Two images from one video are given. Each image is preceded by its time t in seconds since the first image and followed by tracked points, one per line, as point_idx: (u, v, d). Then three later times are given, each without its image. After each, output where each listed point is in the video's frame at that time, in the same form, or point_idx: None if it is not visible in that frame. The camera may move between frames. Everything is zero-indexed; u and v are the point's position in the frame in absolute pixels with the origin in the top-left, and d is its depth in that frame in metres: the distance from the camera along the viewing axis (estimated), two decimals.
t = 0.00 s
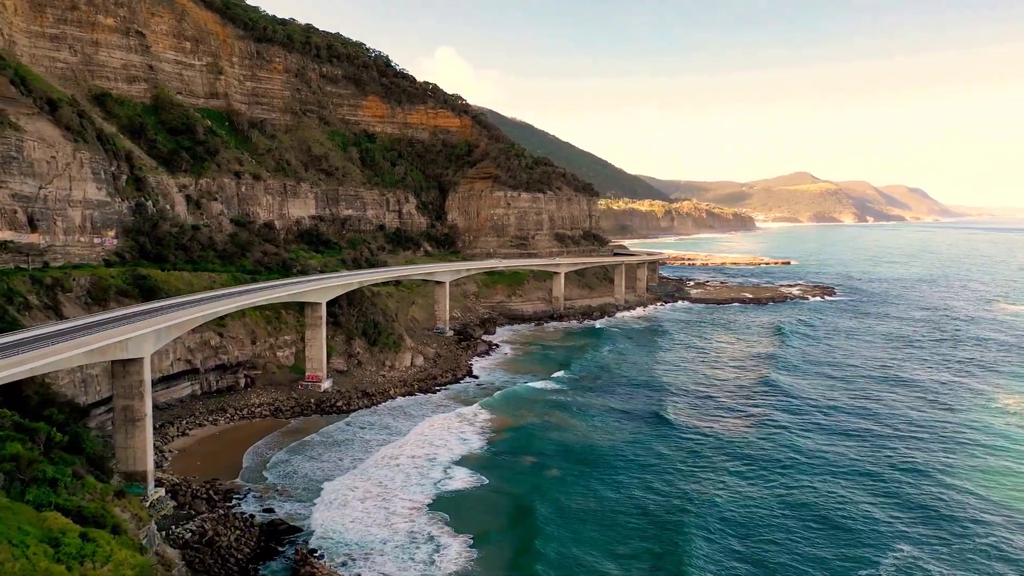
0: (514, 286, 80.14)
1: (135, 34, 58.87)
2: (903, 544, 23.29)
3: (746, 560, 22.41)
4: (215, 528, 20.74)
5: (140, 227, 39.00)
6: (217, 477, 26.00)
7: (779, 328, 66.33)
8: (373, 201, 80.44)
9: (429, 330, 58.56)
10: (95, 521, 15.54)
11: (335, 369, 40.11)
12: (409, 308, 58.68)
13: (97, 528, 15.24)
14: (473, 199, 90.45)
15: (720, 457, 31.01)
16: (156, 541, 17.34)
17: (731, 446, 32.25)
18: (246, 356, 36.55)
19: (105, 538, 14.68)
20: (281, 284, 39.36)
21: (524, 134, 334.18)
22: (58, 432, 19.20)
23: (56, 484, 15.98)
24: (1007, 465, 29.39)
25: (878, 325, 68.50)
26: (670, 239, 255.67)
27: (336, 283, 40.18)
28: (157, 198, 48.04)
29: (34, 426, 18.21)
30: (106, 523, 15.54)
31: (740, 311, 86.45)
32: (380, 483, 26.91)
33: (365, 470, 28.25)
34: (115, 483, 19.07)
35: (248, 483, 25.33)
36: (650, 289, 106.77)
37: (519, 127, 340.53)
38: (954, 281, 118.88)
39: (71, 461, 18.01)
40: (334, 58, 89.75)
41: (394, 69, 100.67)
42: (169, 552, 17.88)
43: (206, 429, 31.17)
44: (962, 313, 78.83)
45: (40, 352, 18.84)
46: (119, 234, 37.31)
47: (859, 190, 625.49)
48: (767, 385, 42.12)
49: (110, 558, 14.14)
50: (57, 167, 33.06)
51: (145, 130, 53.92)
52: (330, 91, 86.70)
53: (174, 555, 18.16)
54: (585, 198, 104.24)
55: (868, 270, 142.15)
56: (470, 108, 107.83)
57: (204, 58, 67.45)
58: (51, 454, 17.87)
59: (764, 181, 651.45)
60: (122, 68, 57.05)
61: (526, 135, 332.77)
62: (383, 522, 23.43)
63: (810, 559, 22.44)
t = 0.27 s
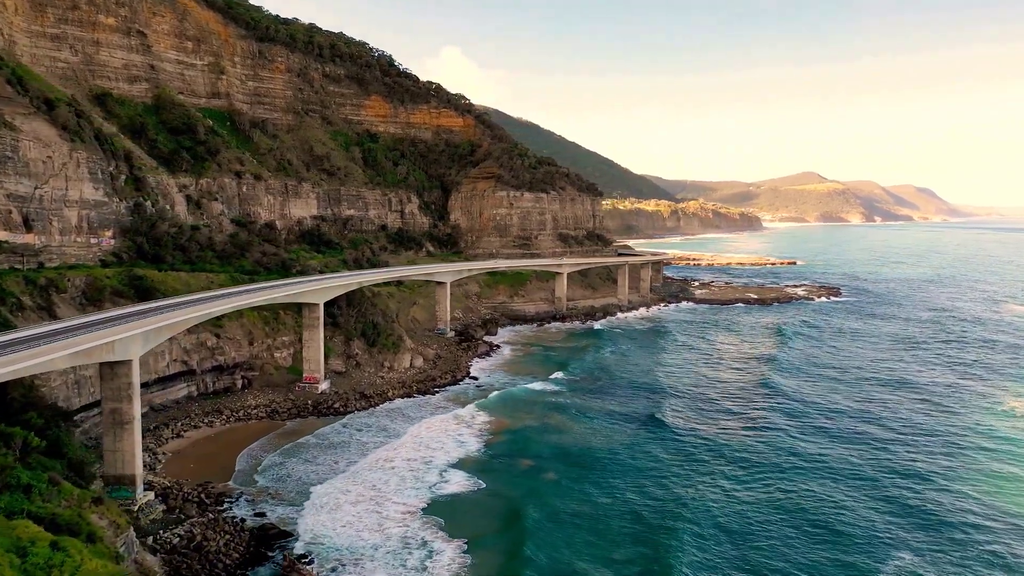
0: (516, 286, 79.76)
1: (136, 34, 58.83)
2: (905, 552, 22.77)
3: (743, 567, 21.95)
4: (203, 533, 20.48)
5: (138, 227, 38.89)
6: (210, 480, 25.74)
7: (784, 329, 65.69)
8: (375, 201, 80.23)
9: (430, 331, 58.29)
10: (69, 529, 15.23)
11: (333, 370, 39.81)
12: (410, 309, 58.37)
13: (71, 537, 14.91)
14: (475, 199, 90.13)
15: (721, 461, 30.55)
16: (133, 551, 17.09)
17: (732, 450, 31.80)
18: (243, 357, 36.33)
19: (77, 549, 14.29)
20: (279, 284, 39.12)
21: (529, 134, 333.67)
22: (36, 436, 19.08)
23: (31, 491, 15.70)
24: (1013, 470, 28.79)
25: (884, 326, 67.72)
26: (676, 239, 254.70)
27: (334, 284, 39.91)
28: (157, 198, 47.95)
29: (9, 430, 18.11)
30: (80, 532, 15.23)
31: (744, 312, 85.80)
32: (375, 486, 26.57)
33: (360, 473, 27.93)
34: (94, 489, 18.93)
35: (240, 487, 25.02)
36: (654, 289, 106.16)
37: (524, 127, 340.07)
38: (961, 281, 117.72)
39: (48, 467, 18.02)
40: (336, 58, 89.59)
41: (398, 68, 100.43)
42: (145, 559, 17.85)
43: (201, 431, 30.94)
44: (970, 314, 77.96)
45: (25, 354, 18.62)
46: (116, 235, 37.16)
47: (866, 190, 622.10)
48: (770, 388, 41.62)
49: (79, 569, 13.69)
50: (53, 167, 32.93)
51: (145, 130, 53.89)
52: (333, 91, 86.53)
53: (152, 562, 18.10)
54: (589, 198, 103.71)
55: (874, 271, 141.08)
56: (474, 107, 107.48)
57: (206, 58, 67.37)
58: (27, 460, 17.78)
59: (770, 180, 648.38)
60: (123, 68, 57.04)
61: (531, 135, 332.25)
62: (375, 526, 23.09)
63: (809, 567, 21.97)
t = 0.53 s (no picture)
0: (518, 287, 79.37)
1: (137, 33, 58.74)
2: (907, 561, 22.25)
3: None
4: (191, 538, 20.17)
5: (135, 228, 38.70)
6: (202, 483, 25.45)
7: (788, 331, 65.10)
8: (377, 201, 79.99)
9: (431, 331, 58.01)
10: (41, 537, 14.93)
11: (331, 372, 39.53)
12: (410, 310, 58.05)
13: (43, 546, 14.63)
14: (478, 199, 89.78)
15: (721, 466, 30.10)
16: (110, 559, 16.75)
17: (733, 454, 31.35)
18: (240, 358, 36.09)
19: (46, 557, 13.88)
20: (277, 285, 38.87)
21: (534, 134, 333.10)
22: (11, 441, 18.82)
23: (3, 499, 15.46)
24: (1020, 477, 28.21)
25: (890, 327, 67.03)
26: (681, 239, 253.68)
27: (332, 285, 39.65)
28: (156, 198, 47.83)
29: None
30: (53, 539, 14.97)
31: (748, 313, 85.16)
32: (369, 491, 26.23)
33: (355, 476, 27.61)
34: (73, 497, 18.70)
35: (232, 491, 24.71)
36: (658, 290, 105.54)
37: (529, 127, 339.63)
38: (969, 282, 116.55)
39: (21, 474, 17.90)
40: (339, 57, 89.40)
41: (401, 68, 100.15)
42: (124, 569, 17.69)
43: (196, 433, 30.70)
44: (977, 316, 77.08)
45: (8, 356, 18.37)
46: (113, 235, 36.98)
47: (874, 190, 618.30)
48: (772, 390, 41.11)
49: None
50: (49, 167, 32.75)
51: (145, 130, 53.81)
52: (335, 90, 86.34)
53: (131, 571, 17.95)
54: (593, 198, 103.18)
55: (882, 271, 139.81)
56: (477, 107, 107.10)
57: (208, 57, 67.26)
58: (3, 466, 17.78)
59: (777, 180, 645.63)
60: (124, 68, 56.98)
61: (536, 135, 331.64)
62: (367, 532, 22.75)
63: None
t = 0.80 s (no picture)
0: (520, 287, 78.98)
1: (138, 33, 58.65)
2: (910, 570, 21.73)
3: None
4: (179, 543, 19.91)
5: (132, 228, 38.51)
6: (194, 486, 25.17)
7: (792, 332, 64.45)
8: (379, 201, 79.76)
9: (431, 332, 57.67)
10: (10, 546, 14.48)
11: (329, 373, 39.24)
12: (410, 310, 57.75)
13: (12, 555, 14.19)
14: (480, 199, 89.43)
15: (721, 470, 29.62)
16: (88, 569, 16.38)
17: (733, 459, 30.87)
18: (237, 360, 35.84)
19: (13, 568, 13.45)
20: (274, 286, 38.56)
21: (539, 133, 332.53)
22: None
23: None
24: None
25: (895, 329, 66.25)
26: (686, 239, 252.66)
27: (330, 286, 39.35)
28: (155, 198, 47.73)
29: None
30: (22, 548, 14.55)
31: (753, 314, 84.44)
32: (362, 495, 25.87)
33: (349, 480, 27.27)
34: (51, 506, 18.29)
35: (224, 494, 24.42)
36: (662, 291, 104.95)
37: (534, 126, 339.13)
38: (976, 283, 115.37)
39: None
40: (341, 57, 89.23)
41: (403, 67, 99.90)
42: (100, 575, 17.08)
43: (190, 435, 30.42)
44: (984, 317, 76.20)
45: None
46: (110, 235, 36.80)
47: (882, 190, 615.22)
48: (775, 393, 40.56)
49: None
50: (44, 167, 32.58)
51: (145, 129, 53.76)
52: (338, 90, 86.14)
53: None
54: (596, 198, 102.66)
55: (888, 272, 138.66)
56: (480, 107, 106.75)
57: (209, 57, 67.16)
58: None
59: (783, 180, 642.97)
60: (125, 67, 56.91)
61: (541, 134, 331.08)
62: (359, 537, 22.39)
63: None
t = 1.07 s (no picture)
0: (523, 288, 78.60)
1: (139, 33, 58.58)
2: None
3: None
4: (166, 549, 19.65)
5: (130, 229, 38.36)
6: (186, 489, 24.93)
7: (796, 334, 63.81)
8: (381, 201, 79.54)
9: (432, 333, 57.36)
10: None
11: (327, 375, 39.00)
12: (411, 311, 57.48)
13: None
14: (483, 199, 89.07)
15: (721, 475, 29.15)
16: None
17: (734, 463, 30.41)
18: (233, 361, 35.64)
19: None
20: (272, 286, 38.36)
21: (544, 133, 331.91)
22: None
23: None
24: None
25: (901, 330, 65.49)
26: (691, 239, 251.71)
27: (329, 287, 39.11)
28: (155, 198, 47.63)
29: None
30: None
31: (757, 315, 83.74)
32: (356, 499, 25.58)
33: (343, 483, 26.99)
34: (24, 512, 18.12)
35: (216, 498, 24.19)
36: (666, 291, 104.35)
37: (539, 126, 338.64)
38: (985, 284, 114.16)
39: None
40: (344, 56, 89.08)
41: (406, 67, 99.67)
42: None
43: (185, 437, 30.21)
44: (993, 319, 75.28)
45: None
46: (107, 235, 36.67)
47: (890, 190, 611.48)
48: (777, 397, 40.02)
49: None
50: (40, 167, 32.45)
51: (145, 129, 53.67)
52: (340, 89, 85.99)
53: None
54: (600, 198, 102.17)
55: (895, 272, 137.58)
56: (483, 106, 106.41)
57: (211, 56, 67.07)
58: None
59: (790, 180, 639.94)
60: (125, 67, 56.85)
61: (546, 134, 330.52)
62: (351, 542, 22.10)
63: None
